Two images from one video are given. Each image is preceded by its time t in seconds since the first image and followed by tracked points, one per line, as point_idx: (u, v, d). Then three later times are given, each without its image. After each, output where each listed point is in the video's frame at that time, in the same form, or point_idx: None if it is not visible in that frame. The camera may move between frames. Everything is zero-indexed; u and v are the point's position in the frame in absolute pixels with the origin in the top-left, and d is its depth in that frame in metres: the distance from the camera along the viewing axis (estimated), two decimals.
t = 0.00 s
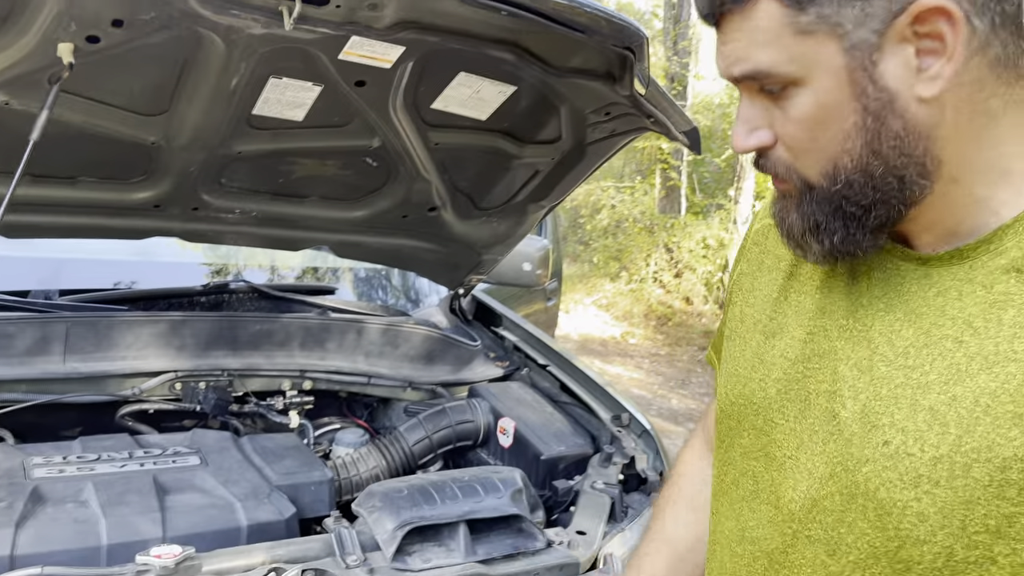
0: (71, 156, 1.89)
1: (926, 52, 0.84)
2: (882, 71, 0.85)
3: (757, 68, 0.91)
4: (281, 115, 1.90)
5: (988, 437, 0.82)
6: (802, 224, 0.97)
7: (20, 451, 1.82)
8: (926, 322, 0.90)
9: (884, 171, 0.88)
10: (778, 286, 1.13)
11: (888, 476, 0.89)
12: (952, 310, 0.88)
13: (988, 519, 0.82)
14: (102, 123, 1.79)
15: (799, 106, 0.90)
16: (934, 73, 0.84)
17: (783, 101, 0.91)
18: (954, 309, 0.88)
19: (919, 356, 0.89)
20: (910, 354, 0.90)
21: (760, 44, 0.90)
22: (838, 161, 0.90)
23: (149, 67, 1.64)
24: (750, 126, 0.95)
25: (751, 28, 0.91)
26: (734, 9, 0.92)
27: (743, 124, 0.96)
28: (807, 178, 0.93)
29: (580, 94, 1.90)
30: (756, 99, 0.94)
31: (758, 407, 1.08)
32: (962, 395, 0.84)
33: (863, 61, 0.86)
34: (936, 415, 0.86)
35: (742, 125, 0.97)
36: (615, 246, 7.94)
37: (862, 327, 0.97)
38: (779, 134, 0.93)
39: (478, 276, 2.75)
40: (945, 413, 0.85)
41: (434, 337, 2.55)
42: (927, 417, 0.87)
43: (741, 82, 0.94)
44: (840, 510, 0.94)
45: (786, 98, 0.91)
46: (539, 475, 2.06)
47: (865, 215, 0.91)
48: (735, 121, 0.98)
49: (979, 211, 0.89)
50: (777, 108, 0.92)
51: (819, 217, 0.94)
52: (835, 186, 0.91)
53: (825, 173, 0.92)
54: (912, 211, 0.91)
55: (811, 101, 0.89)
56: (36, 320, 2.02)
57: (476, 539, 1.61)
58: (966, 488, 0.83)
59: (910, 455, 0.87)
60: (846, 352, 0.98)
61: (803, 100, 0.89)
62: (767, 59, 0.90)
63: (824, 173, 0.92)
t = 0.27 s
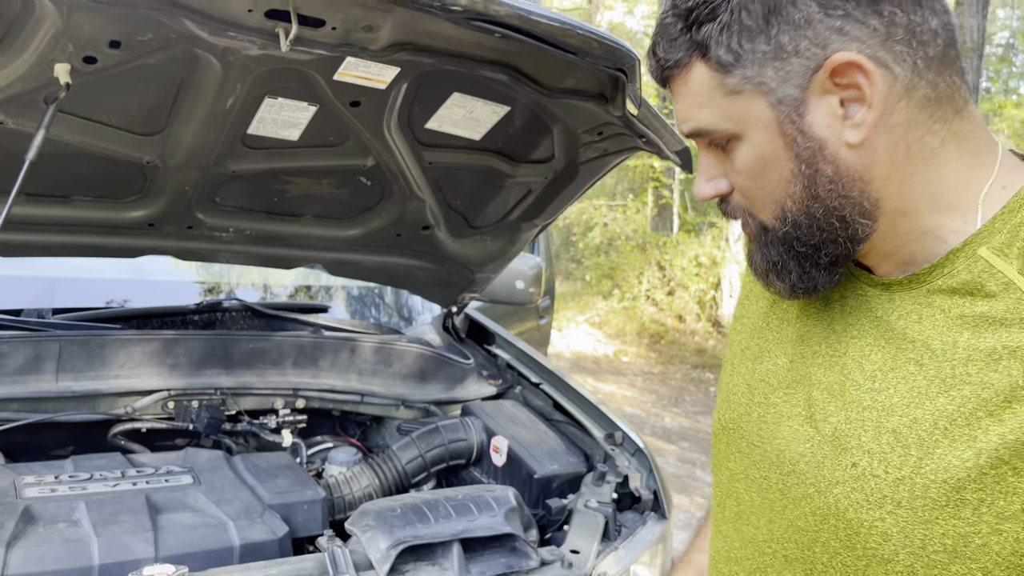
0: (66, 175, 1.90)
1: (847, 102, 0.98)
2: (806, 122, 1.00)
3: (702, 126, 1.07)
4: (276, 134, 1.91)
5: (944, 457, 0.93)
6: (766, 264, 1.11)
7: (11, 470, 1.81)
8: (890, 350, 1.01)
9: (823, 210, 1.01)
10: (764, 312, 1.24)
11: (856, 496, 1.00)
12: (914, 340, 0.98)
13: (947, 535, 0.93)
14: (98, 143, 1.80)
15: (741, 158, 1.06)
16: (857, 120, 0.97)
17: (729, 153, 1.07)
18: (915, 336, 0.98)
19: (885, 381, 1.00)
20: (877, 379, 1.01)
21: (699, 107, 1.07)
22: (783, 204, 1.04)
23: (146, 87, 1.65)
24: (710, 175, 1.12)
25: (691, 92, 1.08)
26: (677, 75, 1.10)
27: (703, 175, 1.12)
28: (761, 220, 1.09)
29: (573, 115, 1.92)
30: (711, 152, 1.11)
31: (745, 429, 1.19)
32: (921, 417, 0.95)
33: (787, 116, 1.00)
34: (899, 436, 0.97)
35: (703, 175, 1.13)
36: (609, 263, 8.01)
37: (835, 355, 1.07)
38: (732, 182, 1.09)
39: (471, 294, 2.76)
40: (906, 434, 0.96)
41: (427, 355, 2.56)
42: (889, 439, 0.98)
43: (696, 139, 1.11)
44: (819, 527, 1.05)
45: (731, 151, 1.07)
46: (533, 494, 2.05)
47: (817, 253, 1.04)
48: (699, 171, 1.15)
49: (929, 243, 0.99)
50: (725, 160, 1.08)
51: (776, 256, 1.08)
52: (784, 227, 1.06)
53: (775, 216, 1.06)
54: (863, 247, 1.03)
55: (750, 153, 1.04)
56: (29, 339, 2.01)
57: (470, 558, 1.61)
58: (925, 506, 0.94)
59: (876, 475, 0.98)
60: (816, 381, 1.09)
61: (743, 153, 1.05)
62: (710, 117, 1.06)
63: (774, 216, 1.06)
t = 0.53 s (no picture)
0: (82, 189, 1.92)
1: (865, 118, 1.03)
2: (826, 141, 1.04)
3: (722, 150, 1.11)
4: (289, 149, 1.93)
5: (954, 452, 1.02)
6: (787, 282, 1.16)
7: (24, 482, 1.81)
8: (901, 352, 1.10)
9: (847, 226, 1.06)
10: (787, 322, 1.34)
11: (874, 490, 1.09)
12: (925, 344, 1.08)
13: (959, 526, 1.03)
14: (114, 157, 1.82)
15: (763, 180, 1.09)
16: (875, 135, 1.03)
17: (750, 175, 1.11)
18: (925, 340, 1.08)
19: (899, 381, 1.09)
20: (890, 380, 1.10)
21: (720, 131, 1.11)
22: (805, 223, 1.09)
23: (162, 102, 1.68)
24: (727, 199, 1.15)
25: (710, 118, 1.12)
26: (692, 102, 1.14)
27: (721, 199, 1.16)
28: (784, 240, 1.12)
29: (583, 130, 1.94)
30: (730, 176, 1.14)
31: (767, 431, 1.29)
32: (933, 414, 1.04)
33: (808, 136, 1.05)
34: (912, 433, 1.06)
35: (720, 199, 1.16)
36: (618, 277, 8.01)
37: (851, 358, 1.16)
38: (753, 204, 1.12)
39: (481, 308, 2.77)
40: (919, 431, 1.05)
41: (437, 368, 2.56)
42: (903, 436, 1.07)
43: (713, 163, 1.14)
44: (838, 521, 1.14)
45: (752, 173, 1.11)
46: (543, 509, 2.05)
47: (839, 268, 1.10)
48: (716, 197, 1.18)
49: (939, 250, 1.07)
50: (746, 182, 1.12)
51: (800, 273, 1.13)
52: (806, 245, 1.10)
53: (797, 234, 1.10)
54: (882, 260, 1.09)
55: (772, 174, 1.08)
56: (42, 351, 2.02)
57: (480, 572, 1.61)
58: (938, 496, 1.04)
59: (891, 470, 1.08)
60: (834, 386, 1.18)
61: (765, 174, 1.09)
62: (731, 140, 1.10)
63: (797, 234, 1.10)
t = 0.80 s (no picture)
0: (100, 196, 1.94)
1: (931, 132, 1.01)
2: (892, 155, 1.02)
3: (777, 163, 1.08)
4: (305, 156, 1.93)
5: (990, 474, 0.98)
6: (830, 297, 1.14)
7: (39, 486, 1.82)
8: (938, 373, 1.07)
9: (906, 243, 1.04)
10: (823, 344, 1.32)
11: (906, 512, 1.06)
12: (961, 364, 1.05)
13: (989, 551, 0.98)
14: (132, 164, 1.83)
15: (820, 194, 1.07)
16: (942, 150, 1.01)
17: (804, 189, 1.08)
18: (962, 360, 1.05)
19: (935, 402, 1.06)
20: (925, 401, 1.07)
21: (777, 143, 1.08)
22: (861, 239, 1.07)
23: (180, 109, 1.69)
24: (774, 213, 1.12)
25: (766, 129, 1.09)
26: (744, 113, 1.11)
27: (766, 213, 1.13)
28: (834, 256, 1.11)
29: (598, 138, 1.92)
30: (777, 190, 1.12)
31: (798, 453, 1.26)
32: (969, 436, 1.01)
33: (874, 149, 1.02)
34: (946, 454, 1.03)
35: (763, 214, 1.14)
36: (638, 288, 7.90)
37: (886, 380, 1.14)
38: (803, 220, 1.10)
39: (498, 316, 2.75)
40: (954, 452, 1.02)
41: (452, 377, 2.55)
42: (937, 458, 1.03)
43: (761, 175, 1.12)
44: (869, 546, 1.10)
45: (805, 187, 1.08)
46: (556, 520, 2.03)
47: (891, 285, 1.09)
48: (758, 210, 1.15)
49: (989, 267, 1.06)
50: (799, 198, 1.10)
51: (850, 290, 1.11)
52: (861, 260, 1.08)
53: (849, 251, 1.09)
54: (933, 279, 1.08)
55: (830, 190, 1.06)
56: (59, 356, 2.03)
57: None
58: (970, 520, 0.99)
59: (924, 492, 1.04)
60: (869, 407, 1.15)
61: (823, 189, 1.07)
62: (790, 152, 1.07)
63: (849, 251, 1.09)
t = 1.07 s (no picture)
0: (105, 202, 1.94)
1: (962, 147, 1.00)
2: (923, 171, 1.01)
3: (799, 177, 1.07)
4: (309, 163, 1.92)
5: None
6: (851, 321, 1.13)
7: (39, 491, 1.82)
8: (966, 398, 1.03)
9: (934, 265, 1.03)
10: (831, 365, 1.28)
11: (933, 544, 1.00)
12: (991, 389, 1.01)
13: None
14: (136, 170, 1.84)
15: (843, 213, 1.06)
16: (974, 166, 1.00)
17: (825, 207, 1.08)
18: (993, 385, 1.01)
19: (963, 428, 1.01)
20: (952, 427, 1.03)
21: (800, 157, 1.06)
22: (886, 259, 1.07)
23: (182, 115, 1.69)
24: (790, 231, 1.12)
25: (786, 144, 1.08)
26: (763, 127, 1.09)
27: (782, 232, 1.13)
28: (856, 276, 1.10)
29: (604, 146, 1.89)
30: (793, 207, 1.11)
31: (809, 478, 1.21)
32: (1002, 465, 0.96)
33: (903, 165, 1.02)
34: (977, 484, 0.98)
35: (777, 232, 1.13)
36: (660, 298, 7.86)
37: (909, 404, 1.10)
38: (821, 238, 1.10)
39: (507, 326, 2.73)
40: (986, 482, 0.97)
41: (459, 387, 2.52)
42: (967, 487, 0.98)
43: (777, 191, 1.10)
44: None
45: (824, 205, 1.07)
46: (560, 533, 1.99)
47: (919, 308, 1.07)
48: (773, 228, 1.14)
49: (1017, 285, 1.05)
50: (819, 216, 1.09)
51: (874, 314, 1.10)
52: (887, 281, 1.08)
53: (873, 271, 1.09)
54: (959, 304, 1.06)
55: (854, 208, 1.06)
56: (63, 362, 2.03)
57: None
58: (1005, 554, 0.94)
59: (952, 523, 0.99)
60: (889, 431, 1.11)
61: (847, 207, 1.06)
62: (811, 169, 1.06)
63: (872, 271, 1.09)
